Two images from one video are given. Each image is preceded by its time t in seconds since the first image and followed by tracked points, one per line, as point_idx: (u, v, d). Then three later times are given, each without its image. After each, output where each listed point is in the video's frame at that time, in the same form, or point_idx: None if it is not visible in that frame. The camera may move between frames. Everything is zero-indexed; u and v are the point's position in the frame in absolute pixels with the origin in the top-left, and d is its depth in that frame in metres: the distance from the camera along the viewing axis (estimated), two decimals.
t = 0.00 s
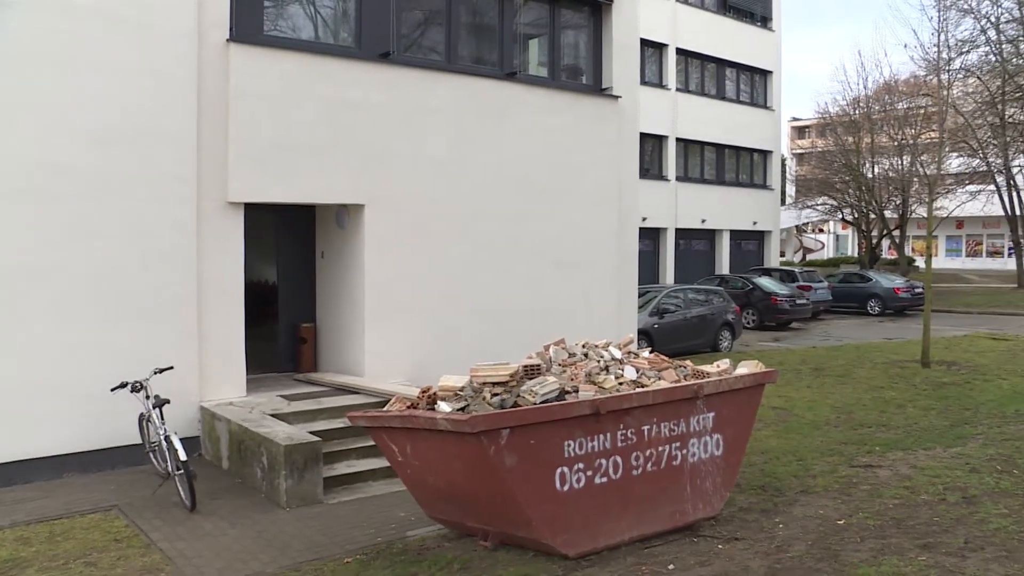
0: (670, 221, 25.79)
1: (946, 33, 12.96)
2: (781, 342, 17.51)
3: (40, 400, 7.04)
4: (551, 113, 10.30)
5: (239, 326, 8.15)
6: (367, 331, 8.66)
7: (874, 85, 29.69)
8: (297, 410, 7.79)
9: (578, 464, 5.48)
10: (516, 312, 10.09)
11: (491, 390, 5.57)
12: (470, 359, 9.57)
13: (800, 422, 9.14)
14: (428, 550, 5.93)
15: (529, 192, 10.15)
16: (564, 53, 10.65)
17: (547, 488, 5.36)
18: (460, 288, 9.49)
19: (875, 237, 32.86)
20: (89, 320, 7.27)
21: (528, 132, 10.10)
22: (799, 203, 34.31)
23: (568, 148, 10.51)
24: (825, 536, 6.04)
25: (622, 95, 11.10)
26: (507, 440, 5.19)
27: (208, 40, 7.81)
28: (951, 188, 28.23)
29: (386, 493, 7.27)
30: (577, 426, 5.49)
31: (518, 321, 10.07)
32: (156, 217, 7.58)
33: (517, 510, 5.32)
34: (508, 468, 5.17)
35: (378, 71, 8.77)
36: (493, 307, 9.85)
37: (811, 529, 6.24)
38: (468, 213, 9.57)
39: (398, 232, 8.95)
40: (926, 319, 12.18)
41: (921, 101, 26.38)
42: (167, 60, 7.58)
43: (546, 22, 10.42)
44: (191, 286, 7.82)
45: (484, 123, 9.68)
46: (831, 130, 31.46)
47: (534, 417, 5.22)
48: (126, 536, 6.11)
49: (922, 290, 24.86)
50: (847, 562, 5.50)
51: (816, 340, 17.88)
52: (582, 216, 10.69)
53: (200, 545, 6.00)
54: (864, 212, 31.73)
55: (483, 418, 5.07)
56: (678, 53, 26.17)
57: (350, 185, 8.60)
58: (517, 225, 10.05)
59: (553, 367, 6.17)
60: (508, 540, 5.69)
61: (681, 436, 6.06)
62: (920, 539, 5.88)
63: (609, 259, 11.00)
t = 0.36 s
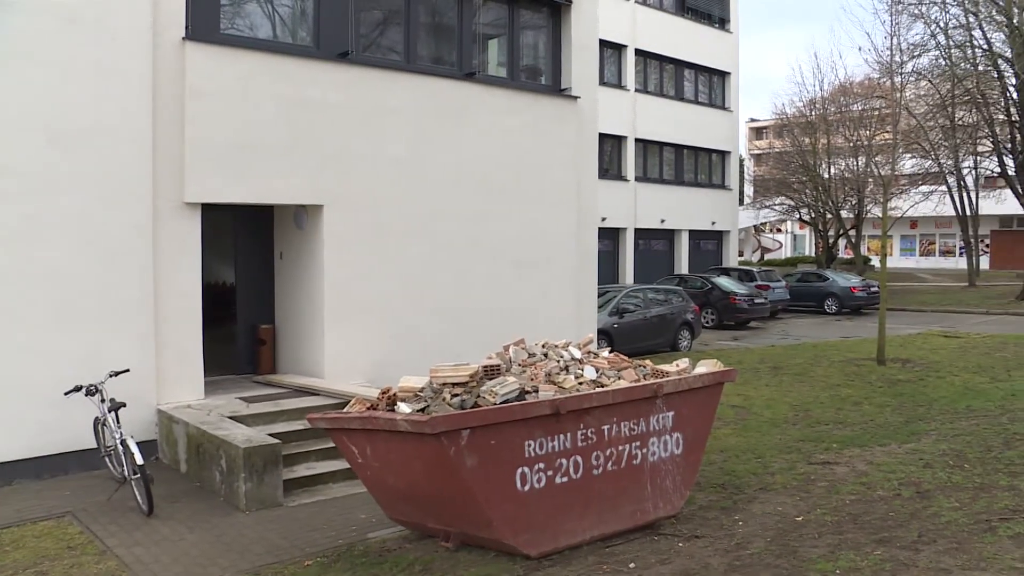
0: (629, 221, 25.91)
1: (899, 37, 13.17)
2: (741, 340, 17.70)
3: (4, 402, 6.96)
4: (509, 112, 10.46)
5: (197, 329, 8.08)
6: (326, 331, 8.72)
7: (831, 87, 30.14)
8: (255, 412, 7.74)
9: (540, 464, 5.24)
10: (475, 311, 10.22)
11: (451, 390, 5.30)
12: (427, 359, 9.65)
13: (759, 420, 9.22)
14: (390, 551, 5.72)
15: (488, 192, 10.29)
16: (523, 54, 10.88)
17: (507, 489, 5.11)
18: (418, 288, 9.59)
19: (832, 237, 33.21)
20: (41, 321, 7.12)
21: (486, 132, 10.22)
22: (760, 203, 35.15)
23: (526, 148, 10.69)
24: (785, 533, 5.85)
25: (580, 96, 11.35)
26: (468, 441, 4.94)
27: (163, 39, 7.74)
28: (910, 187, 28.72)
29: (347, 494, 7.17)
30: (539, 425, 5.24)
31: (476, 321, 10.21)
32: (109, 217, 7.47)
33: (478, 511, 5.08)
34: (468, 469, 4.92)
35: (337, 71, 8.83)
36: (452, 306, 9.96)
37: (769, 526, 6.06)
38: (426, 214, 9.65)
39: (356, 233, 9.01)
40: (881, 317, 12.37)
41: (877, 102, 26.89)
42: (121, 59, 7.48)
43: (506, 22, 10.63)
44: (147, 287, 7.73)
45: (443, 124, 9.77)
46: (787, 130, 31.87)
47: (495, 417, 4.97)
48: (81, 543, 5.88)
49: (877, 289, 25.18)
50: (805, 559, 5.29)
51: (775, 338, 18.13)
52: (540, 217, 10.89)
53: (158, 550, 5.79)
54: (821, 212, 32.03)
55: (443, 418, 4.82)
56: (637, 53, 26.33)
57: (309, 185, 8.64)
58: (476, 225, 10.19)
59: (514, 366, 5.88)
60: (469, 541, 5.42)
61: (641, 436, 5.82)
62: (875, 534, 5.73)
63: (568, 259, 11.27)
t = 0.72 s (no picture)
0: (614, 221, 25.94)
1: (881, 39, 13.26)
2: (727, 340, 17.74)
3: None
4: (494, 113, 10.47)
5: (180, 331, 8.06)
6: (310, 332, 8.71)
7: (814, 88, 30.28)
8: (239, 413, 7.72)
9: (525, 464, 5.24)
10: (460, 311, 10.23)
11: (436, 391, 5.30)
12: (412, 359, 9.66)
13: (744, 420, 9.25)
14: (376, 552, 5.70)
15: (474, 192, 10.30)
16: (508, 55, 10.89)
17: (493, 489, 5.11)
18: (403, 288, 9.61)
19: (816, 238, 33.32)
20: (22, 323, 7.08)
21: (471, 132, 10.23)
22: (743, 203, 35.33)
23: (511, 149, 10.70)
24: (769, 532, 5.87)
25: (565, 96, 11.38)
26: (453, 441, 4.94)
27: (144, 38, 7.71)
28: (895, 187, 28.88)
29: (332, 496, 7.14)
30: (524, 425, 5.25)
31: (462, 320, 10.23)
32: (91, 217, 7.43)
33: (463, 511, 5.08)
34: (453, 469, 4.92)
35: (320, 72, 8.82)
36: (437, 307, 9.97)
37: (755, 525, 6.07)
38: (411, 214, 9.65)
39: (340, 233, 9.00)
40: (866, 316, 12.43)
41: (860, 103, 27.07)
42: (102, 58, 7.45)
43: (490, 23, 10.64)
44: (129, 288, 7.70)
45: (428, 124, 9.77)
46: (771, 131, 31.97)
47: (480, 417, 4.97)
48: (63, 546, 5.83)
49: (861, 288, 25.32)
50: (790, 557, 5.32)
51: (759, 338, 18.18)
52: (525, 217, 10.92)
53: (141, 553, 5.75)
54: (805, 212, 32.12)
55: (428, 418, 4.82)
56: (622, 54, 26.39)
57: (293, 186, 8.64)
58: (462, 225, 10.20)
59: (499, 366, 5.86)
60: (455, 541, 5.41)
61: (626, 435, 5.83)
62: (860, 532, 5.76)
63: (554, 258, 11.32)
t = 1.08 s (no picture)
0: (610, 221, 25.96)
1: (877, 39, 13.27)
2: (723, 340, 17.76)
3: None
4: (490, 113, 10.48)
5: (176, 331, 8.06)
6: (306, 332, 8.71)
7: (810, 88, 30.32)
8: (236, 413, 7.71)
9: (521, 464, 5.24)
10: (457, 311, 10.24)
11: (432, 391, 5.30)
12: (408, 359, 9.66)
13: (739, 420, 9.26)
14: (372, 553, 5.70)
15: (471, 192, 10.30)
16: (504, 55, 10.89)
17: (490, 489, 5.11)
18: (400, 288, 9.61)
19: (812, 238, 33.36)
20: (17, 322, 7.05)
21: (467, 132, 10.23)
22: (739, 203, 35.36)
23: (508, 149, 10.70)
24: (765, 532, 5.87)
25: (561, 97, 11.38)
26: (449, 441, 4.94)
27: (140, 38, 7.70)
28: (892, 187, 28.92)
29: (329, 496, 7.13)
30: (520, 425, 5.24)
31: (458, 320, 10.23)
32: (87, 217, 7.42)
33: (459, 511, 5.08)
34: (450, 470, 4.92)
35: (316, 71, 8.82)
36: (433, 306, 9.96)
37: (751, 525, 6.08)
38: (407, 214, 9.65)
39: (337, 233, 9.00)
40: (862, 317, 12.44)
41: (856, 103, 27.11)
42: (98, 58, 7.44)
43: (487, 23, 10.65)
44: (126, 288, 7.69)
45: (424, 124, 9.77)
46: (767, 131, 32.00)
47: (477, 417, 4.96)
48: (59, 546, 5.82)
49: (856, 288, 25.35)
50: (786, 557, 5.32)
51: (755, 338, 18.21)
52: (521, 217, 10.92)
53: (138, 553, 5.74)
54: (800, 212, 32.15)
55: (424, 418, 4.82)
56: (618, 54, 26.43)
57: (289, 186, 8.63)
58: (458, 225, 10.20)
59: (495, 366, 5.87)
60: (451, 541, 5.41)
61: (622, 435, 5.83)
62: (856, 532, 5.77)
63: (550, 258, 11.33)
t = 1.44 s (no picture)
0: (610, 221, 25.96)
1: (876, 40, 13.28)
2: (723, 340, 17.77)
3: None
4: (490, 113, 10.48)
5: (176, 331, 8.06)
6: (306, 332, 8.70)
7: (809, 88, 30.33)
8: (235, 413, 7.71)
9: (521, 464, 5.24)
10: (456, 311, 10.24)
11: (432, 391, 5.30)
12: (407, 359, 9.67)
13: (739, 420, 9.26)
14: (371, 553, 5.70)
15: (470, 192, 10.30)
16: (503, 55, 10.90)
17: (489, 489, 5.11)
18: (399, 288, 9.61)
19: (811, 238, 33.36)
20: (16, 322, 7.05)
21: (467, 132, 10.23)
22: (738, 203, 35.36)
23: (507, 149, 10.70)
24: (765, 532, 5.87)
25: (560, 97, 11.39)
26: (449, 442, 4.94)
27: (139, 37, 7.70)
28: (891, 187, 28.93)
29: (328, 496, 7.13)
30: (520, 425, 5.24)
31: (458, 320, 10.23)
32: (86, 217, 7.42)
33: (459, 511, 5.08)
34: (450, 470, 4.92)
35: (316, 71, 8.82)
36: (433, 306, 9.97)
37: (751, 525, 6.08)
38: (407, 214, 9.65)
39: (337, 233, 9.00)
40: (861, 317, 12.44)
41: (856, 103, 27.11)
42: (98, 57, 7.44)
43: (486, 23, 10.65)
44: (125, 288, 7.69)
45: (424, 124, 9.77)
46: (767, 131, 32.01)
47: (477, 417, 4.96)
48: (58, 546, 5.82)
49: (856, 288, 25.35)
50: (786, 557, 5.32)
51: (754, 338, 18.22)
52: (521, 217, 10.92)
53: (137, 553, 5.74)
54: (800, 213, 32.17)
55: (424, 418, 4.82)
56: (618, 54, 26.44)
57: (289, 186, 8.63)
58: (458, 225, 10.20)
59: (495, 366, 5.87)
60: (451, 542, 5.41)
61: (621, 435, 5.83)
62: (855, 532, 5.77)
63: (549, 258, 11.34)
